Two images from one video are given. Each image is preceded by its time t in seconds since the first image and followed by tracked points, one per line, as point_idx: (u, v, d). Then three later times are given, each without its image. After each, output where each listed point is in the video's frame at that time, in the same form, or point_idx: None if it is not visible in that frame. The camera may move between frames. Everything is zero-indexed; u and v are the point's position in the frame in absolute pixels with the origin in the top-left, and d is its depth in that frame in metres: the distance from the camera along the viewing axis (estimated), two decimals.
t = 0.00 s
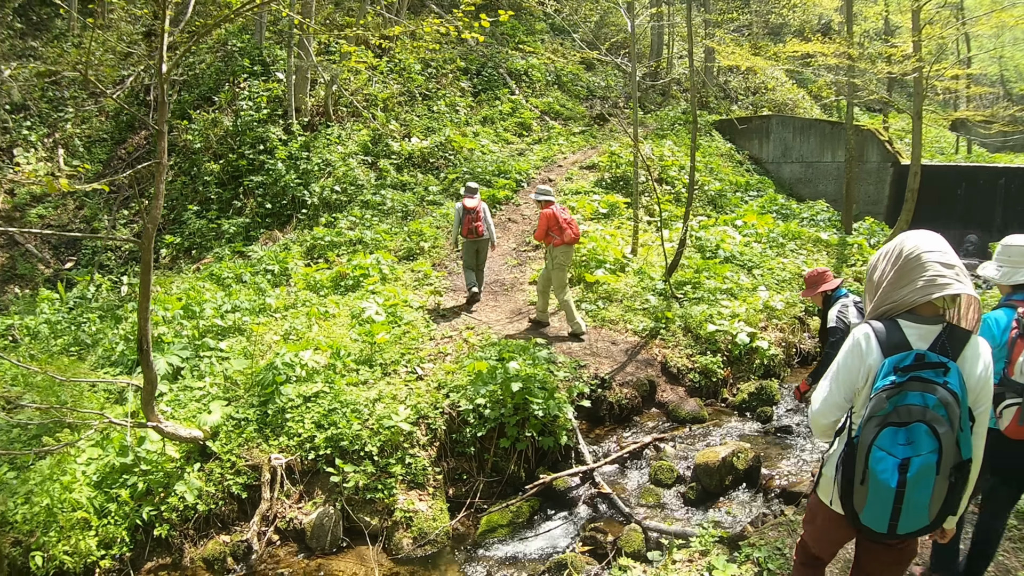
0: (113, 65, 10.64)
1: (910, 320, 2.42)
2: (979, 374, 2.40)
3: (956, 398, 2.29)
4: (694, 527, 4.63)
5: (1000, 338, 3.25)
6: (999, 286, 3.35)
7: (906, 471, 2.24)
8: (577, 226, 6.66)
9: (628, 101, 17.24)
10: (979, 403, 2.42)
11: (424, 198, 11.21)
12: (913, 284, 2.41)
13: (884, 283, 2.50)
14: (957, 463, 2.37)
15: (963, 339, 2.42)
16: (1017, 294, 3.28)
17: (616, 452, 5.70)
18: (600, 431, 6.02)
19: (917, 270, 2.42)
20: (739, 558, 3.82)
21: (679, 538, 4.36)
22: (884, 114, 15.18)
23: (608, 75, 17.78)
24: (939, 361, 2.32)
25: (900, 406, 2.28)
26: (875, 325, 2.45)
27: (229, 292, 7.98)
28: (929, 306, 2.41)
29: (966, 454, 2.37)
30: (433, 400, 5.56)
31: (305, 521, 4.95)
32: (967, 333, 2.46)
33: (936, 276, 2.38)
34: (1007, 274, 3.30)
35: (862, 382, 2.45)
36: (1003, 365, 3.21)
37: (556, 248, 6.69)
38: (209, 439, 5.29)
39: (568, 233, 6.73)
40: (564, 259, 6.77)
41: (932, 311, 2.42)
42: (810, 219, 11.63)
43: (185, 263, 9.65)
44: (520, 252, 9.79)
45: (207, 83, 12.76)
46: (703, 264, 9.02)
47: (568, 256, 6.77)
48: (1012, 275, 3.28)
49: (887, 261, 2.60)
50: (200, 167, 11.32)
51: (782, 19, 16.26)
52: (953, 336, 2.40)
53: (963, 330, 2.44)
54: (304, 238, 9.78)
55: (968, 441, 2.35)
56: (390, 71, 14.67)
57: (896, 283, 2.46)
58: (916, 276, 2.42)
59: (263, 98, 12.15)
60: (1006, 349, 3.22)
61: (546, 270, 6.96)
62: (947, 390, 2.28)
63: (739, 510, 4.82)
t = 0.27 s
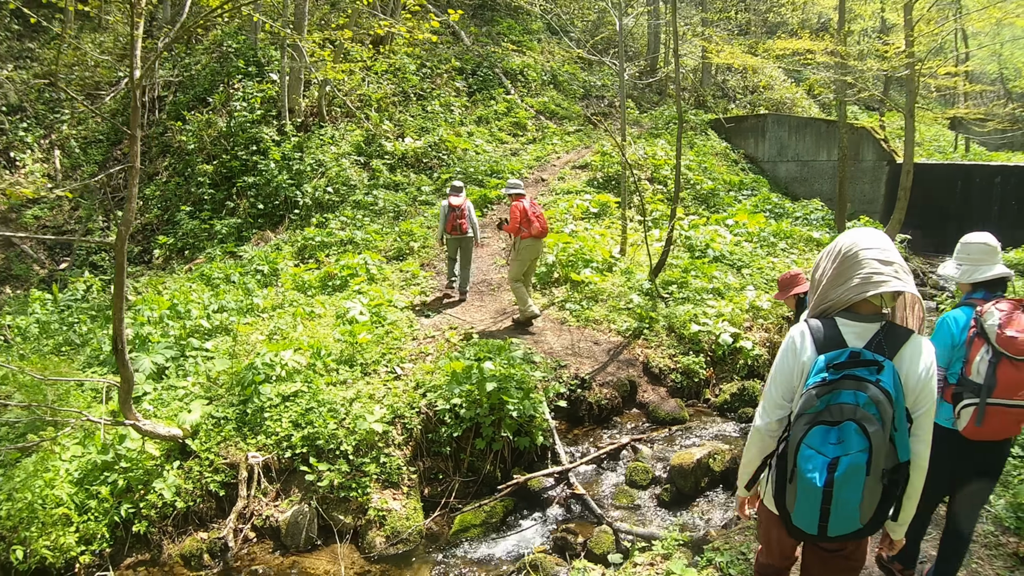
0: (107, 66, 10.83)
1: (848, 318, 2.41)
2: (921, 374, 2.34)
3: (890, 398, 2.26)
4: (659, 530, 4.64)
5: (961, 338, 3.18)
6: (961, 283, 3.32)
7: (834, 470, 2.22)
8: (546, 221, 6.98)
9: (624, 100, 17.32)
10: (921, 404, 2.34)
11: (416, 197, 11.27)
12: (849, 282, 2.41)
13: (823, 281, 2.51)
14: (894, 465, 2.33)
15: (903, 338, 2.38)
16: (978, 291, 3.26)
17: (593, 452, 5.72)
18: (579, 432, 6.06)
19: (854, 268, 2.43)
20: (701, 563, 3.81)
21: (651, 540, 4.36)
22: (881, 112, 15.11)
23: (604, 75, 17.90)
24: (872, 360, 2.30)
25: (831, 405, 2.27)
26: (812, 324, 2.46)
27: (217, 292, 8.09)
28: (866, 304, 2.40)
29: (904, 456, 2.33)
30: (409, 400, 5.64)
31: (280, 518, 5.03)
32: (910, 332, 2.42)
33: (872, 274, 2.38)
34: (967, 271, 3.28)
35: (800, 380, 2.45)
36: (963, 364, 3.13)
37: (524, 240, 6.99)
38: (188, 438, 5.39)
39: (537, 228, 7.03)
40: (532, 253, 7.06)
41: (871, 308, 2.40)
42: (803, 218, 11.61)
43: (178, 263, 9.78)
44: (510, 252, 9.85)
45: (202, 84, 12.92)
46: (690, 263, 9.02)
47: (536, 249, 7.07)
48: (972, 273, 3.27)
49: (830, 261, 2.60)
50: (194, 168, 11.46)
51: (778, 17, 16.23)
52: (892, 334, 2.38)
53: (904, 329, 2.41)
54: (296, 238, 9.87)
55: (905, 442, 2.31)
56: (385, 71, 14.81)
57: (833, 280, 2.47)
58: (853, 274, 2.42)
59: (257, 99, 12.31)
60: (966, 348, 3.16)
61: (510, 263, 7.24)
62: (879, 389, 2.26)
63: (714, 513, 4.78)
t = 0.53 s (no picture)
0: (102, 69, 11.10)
1: (787, 318, 2.45)
2: (859, 371, 2.37)
3: (826, 394, 2.28)
4: (627, 535, 4.66)
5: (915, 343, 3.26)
6: (918, 287, 3.41)
7: (771, 466, 2.23)
8: (517, 223, 6.96)
9: (620, 99, 17.36)
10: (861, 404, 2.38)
11: (409, 198, 11.30)
12: (786, 283, 2.46)
13: (762, 283, 2.56)
14: (833, 463, 2.34)
15: (841, 337, 2.42)
16: (934, 294, 3.34)
17: (572, 456, 5.74)
18: (560, 434, 6.07)
19: (791, 270, 2.48)
20: (666, 570, 3.82)
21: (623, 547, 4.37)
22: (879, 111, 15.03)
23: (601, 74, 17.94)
24: (809, 358, 2.34)
25: (769, 402, 2.29)
26: (752, 325, 2.51)
27: (206, 292, 8.16)
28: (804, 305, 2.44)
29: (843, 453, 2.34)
30: (389, 402, 5.68)
31: (258, 519, 5.07)
32: (849, 331, 2.45)
33: (807, 274, 2.43)
34: (925, 275, 3.37)
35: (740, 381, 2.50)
36: (915, 371, 3.23)
37: (496, 239, 7.02)
38: (170, 439, 5.41)
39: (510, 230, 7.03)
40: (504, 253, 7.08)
41: (809, 309, 2.45)
42: (797, 218, 11.57)
43: (171, 264, 9.88)
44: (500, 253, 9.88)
45: (197, 85, 13.05)
46: (680, 263, 8.99)
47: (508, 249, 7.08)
48: (930, 277, 3.34)
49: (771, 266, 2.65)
50: (189, 169, 11.55)
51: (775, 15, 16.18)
52: (828, 333, 2.41)
53: (842, 328, 2.45)
54: (288, 239, 9.93)
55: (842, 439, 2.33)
56: (380, 72, 14.87)
57: (771, 282, 2.52)
58: (790, 276, 2.48)
59: (251, 100, 12.44)
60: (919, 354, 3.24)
61: (484, 259, 7.32)
62: (815, 385, 2.28)
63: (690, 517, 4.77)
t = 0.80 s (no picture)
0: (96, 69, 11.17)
1: (751, 308, 2.45)
2: (821, 359, 2.37)
3: (788, 382, 2.28)
4: (609, 540, 4.61)
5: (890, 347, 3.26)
6: (893, 289, 3.42)
7: (731, 453, 2.24)
8: (487, 223, 6.94)
9: (620, 99, 17.31)
10: (824, 391, 2.38)
11: (405, 197, 11.27)
12: (749, 273, 2.46)
13: (725, 273, 2.55)
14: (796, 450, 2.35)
15: (804, 325, 2.41)
16: (908, 295, 3.36)
17: (559, 459, 5.70)
18: (548, 436, 6.04)
19: (754, 259, 2.48)
20: None
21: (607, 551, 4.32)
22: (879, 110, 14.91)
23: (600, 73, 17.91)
24: (772, 346, 2.34)
25: (732, 389, 2.30)
26: (717, 314, 2.52)
27: (199, 292, 8.17)
28: (767, 295, 2.44)
29: (805, 441, 2.35)
30: (375, 403, 5.67)
31: (243, 520, 5.08)
32: (813, 320, 2.45)
33: (770, 263, 2.44)
34: (898, 276, 3.38)
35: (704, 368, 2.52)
36: (892, 375, 3.22)
37: (468, 239, 7.07)
38: (156, 440, 5.40)
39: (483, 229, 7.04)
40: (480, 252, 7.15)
41: (771, 299, 2.45)
42: (795, 217, 11.49)
43: (166, 264, 9.91)
44: (495, 253, 9.86)
45: (194, 84, 13.09)
46: (675, 263, 8.85)
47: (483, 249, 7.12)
48: (903, 278, 3.36)
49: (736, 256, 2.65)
50: (185, 169, 11.57)
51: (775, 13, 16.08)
52: (791, 322, 2.41)
53: (805, 317, 2.44)
54: (283, 239, 9.93)
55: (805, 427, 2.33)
56: (378, 71, 14.87)
57: (735, 272, 2.52)
58: (753, 265, 2.48)
59: (247, 100, 12.48)
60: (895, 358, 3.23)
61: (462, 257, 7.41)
62: (777, 373, 2.28)
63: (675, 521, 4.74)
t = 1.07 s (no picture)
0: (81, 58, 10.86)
1: (721, 308, 2.42)
2: (791, 358, 2.32)
3: (757, 384, 2.25)
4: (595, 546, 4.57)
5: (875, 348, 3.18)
6: (877, 289, 3.35)
7: (702, 455, 2.21)
8: (468, 220, 7.02)
9: (621, 98, 17.27)
10: (795, 390, 2.33)
11: (403, 196, 11.25)
12: (718, 272, 2.42)
13: (696, 272, 2.51)
14: (768, 450, 2.31)
15: (774, 324, 2.37)
16: (893, 294, 3.28)
17: (549, 462, 5.67)
18: (539, 439, 6.01)
19: (723, 257, 2.44)
20: None
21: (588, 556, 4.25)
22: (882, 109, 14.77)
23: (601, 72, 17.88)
24: (741, 347, 2.30)
25: (703, 391, 2.27)
26: (688, 315, 2.48)
27: (193, 292, 8.19)
28: (737, 293, 2.40)
29: (777, 440, 2.31)
30: (363, 404, 5.66)
31: (230, 521, 5.07)
32: (783, 317, 2.41)
33: (740, 262, 2.39)
34: (882, 275, 3.31)
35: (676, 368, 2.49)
36: (877, 376, 3.14)
37: (450, 237, 7.16)
38: (145, 440, 5.41)
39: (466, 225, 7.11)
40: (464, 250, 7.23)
41: (742, 297, 2.41)
42: (794, 217, 11.41)
43: (163, 264, 9.95)
44: (491, 253, 9.84)
45: (193, 84, 13.16)
46: (672, 263, 8.79)
47: (466, 246, 7.19)
48: (887, 277, 3.28)
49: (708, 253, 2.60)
50: (184, 168, 11.60)
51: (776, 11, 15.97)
52: (760, 321, 2.37)
53: (775, 315, 2.40)
54: (279, 238, 9.93)
55: (777, 427, 2.30)
56: (377, 71, 14.88)
57: (705, 270, 2.48)
58: (723, 264, 2.44)
59: (245, 99, 12.53)
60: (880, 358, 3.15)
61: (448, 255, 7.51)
62: (746, 375, 2.24)
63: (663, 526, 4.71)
